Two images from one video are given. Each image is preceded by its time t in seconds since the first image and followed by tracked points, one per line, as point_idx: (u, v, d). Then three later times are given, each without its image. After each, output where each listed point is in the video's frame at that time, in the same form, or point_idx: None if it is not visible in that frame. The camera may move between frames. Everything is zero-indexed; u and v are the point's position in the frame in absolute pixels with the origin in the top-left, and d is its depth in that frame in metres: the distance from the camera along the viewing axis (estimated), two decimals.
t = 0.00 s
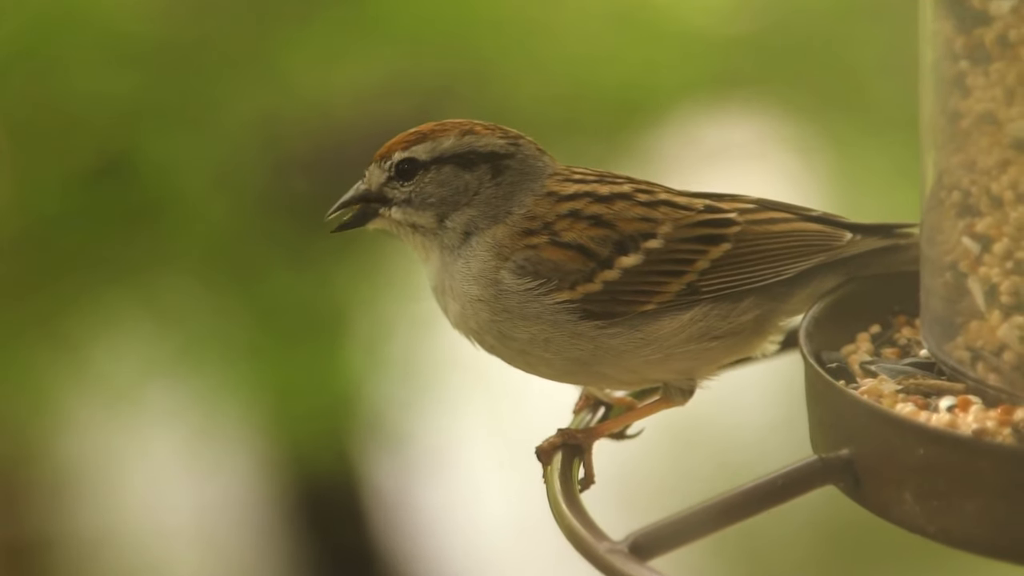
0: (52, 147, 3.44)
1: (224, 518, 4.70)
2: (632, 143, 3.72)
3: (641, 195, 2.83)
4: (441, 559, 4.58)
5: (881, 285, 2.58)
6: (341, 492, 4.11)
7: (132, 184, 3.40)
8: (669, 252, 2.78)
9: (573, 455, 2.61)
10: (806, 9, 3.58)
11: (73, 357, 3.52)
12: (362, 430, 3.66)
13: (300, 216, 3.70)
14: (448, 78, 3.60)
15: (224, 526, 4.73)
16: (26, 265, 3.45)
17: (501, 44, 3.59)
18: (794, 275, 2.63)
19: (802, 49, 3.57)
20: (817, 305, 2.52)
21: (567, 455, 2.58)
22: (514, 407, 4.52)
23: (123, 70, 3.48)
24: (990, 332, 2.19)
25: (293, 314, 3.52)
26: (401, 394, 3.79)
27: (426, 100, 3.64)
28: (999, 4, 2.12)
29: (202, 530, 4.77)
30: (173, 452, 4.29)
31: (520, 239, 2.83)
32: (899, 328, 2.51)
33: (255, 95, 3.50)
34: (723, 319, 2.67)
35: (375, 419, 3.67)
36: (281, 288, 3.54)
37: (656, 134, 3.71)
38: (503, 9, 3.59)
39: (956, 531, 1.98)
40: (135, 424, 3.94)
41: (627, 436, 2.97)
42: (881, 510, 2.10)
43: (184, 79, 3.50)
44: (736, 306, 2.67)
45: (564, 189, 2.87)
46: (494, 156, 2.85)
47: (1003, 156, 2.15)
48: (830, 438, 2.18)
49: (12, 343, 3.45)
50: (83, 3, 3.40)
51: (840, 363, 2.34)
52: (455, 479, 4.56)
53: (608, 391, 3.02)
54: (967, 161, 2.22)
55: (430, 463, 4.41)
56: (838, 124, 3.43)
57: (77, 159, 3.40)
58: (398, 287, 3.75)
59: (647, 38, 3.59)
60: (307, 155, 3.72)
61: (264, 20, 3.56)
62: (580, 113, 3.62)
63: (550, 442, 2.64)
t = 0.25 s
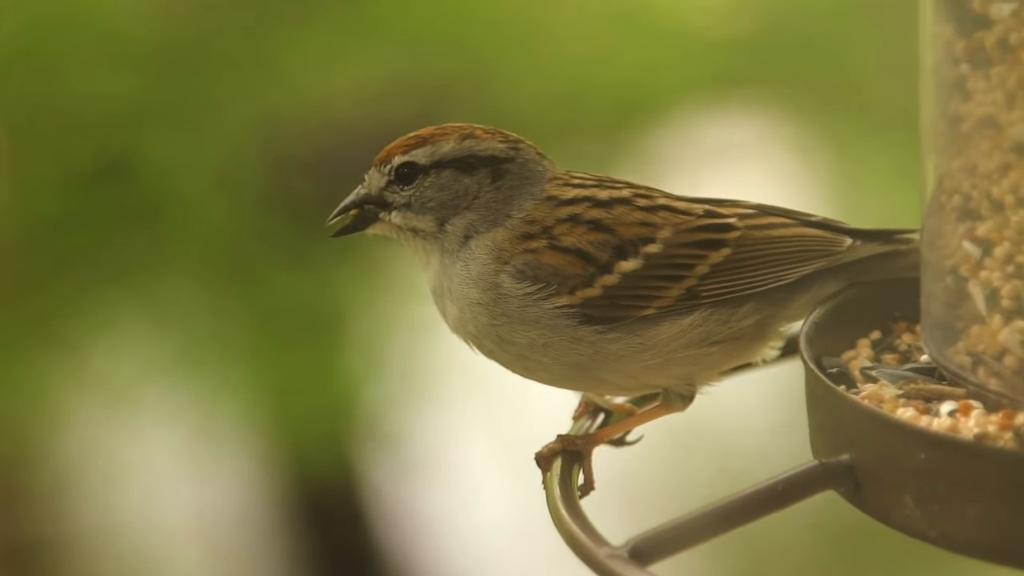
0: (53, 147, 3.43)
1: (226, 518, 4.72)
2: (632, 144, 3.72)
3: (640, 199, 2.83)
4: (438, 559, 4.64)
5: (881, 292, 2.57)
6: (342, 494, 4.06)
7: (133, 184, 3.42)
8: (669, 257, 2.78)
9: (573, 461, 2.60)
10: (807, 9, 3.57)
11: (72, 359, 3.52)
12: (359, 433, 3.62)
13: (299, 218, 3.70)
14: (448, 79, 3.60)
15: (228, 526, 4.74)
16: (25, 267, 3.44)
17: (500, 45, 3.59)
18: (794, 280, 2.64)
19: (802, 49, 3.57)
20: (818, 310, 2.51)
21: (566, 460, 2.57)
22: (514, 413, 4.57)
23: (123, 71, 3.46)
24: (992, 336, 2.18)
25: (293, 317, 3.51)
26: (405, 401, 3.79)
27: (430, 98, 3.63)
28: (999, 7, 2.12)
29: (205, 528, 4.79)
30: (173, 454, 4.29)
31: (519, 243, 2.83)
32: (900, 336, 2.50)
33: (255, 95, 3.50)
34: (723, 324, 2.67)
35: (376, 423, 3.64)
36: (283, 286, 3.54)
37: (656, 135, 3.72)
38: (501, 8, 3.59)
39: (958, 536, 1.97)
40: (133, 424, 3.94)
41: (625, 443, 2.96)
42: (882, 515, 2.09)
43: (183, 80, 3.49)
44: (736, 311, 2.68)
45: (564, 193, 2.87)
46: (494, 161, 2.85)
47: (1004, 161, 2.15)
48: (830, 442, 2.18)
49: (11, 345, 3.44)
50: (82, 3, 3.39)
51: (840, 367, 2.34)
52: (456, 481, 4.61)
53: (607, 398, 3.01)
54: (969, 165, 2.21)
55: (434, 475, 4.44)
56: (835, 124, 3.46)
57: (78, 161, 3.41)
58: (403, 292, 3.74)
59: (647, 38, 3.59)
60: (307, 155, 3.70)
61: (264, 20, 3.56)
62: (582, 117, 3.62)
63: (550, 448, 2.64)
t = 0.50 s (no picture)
0: (52, 146, 3.42)
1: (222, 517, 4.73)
2: (633, 143, 3.72)
3: (642, 206, 2.83)
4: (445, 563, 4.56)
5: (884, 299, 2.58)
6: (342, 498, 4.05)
7: (132, 184, 3.41)
8: (670, 264, 2.78)
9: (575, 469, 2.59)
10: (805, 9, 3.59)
11: (71, 360, 3.51)
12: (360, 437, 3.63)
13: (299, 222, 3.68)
14: (448, 81, 3.58)
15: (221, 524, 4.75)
16: (25, 269, 3.43)
17: (500, 45, 3.58)
18: (797, 287, 2.64)
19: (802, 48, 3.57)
20: (821, 317, 2.50)
21: (569, 469, 2.56)
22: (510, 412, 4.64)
23: (123, 71, 3.46)
24: (996, 342, 2.18)
25: (294, 320, 3.50)
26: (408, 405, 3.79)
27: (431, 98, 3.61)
28: (1004, 11, 2.11)
29: (203, 531, 4.78)
30: (169, 452, 4.30)
31: (520, 250, 2.82)
32: (903, 343, 2.50)
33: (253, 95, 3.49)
34: (725, 332, 2.67)
35: (376, 426, 3.65)
36: (281, 289, 3.52)
37: (656, 135, 3.73)
38: (500, 8, 3.58)
39: (962, 541, 1.97)
40: (134, 423, 3.93)
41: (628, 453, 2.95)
42: (885, 522, 2.09)
43: (183, 80, 3.49)
44: (738, 318, 2.67)
45: (565, 200, 2.86)
46: (496, 165, 2.84)
47: (1007, 165, 2.14)
48: (834, 449, 2.18)
49: (10, 347, 3.44)
50: (82, 3, 3.39)
51: (843, 376, 2.33)
52: (457, 481, 4.61)
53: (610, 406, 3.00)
54: (971, 170, 2.21)
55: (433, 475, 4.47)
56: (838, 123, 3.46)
57: (77, 163, 3.41)
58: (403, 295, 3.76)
59: (646, 39, 3.59)
60: (308, 155, 3.68)
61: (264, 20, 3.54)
62: (578, 115, 3.60)
63: (552, 457, 2.63)
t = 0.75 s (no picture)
0: (53, 146, 3.42)
1: (222, 517, 4.73)
2: (634, 143, 3.69)
3: (651, 215, 2.85)
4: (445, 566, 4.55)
5: (889, 308, 2.58)
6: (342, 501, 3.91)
7: (132, 185, 3.42)
8: (680, 274, 2.81)
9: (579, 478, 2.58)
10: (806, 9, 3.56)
11: (71, 361, 3.50)
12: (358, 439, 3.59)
13: (299, 222, 3.67)
14: (448, 79, 3.59)
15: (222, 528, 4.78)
16: (25, 270, 3.42)
17: (500, 45, 3.56)
18: (806, 298, 2.66)
19: (802, 48, 3.56)
20: (826, 327, 2.49)
21: (573, 478, 2.56)
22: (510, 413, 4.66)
23: (123, 71, 3.46)
24: (1002, 349, 2.17)
25: (296, 324, 3.50)
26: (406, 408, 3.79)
27: (430, 100, 3.62)
28: (1010, 15, 2.12)
29: (204, 531, 4.82)
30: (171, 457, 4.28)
31: (527, 257, 2.82)
32: (909, 352, 2.49)
33: (252, 95, 3.48)
34: (733, 342, 2.69)
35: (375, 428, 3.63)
36: (281, 292, 3.52)
37: (657, 138, 3.71)
38: (499, 8, 3.56)
39: (968, 549, 1.96)
40: (134, 425, 3.89)
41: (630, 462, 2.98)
42: (891, 530, 2.08)
43: (183, 81, 3.48)
44: (747, 329, 2.70)
45: (572, 208, 2.88)
46: (472, 160, 2.95)
47: (1014, 171, 2.13)
48: (840, 457, 2.16)
49: (9, 349, 3.42)
50: (82, 3, 3.39)
51: (849, 383, 2.34)
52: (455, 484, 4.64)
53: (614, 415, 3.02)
54: (978, 176, 2.20)
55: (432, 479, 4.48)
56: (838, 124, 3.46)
57: (75, 163, 3.41)
58: (399, 298, 3.80)
59: (646, 39, 3.58)
60: (307, 156, 3.67)
61: (264, 22, 3.54)
62: (577, 115, 3.60)
63: (557, 465, 2.64)
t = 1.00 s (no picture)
0: (52, 145, 3.42)
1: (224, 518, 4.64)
2: (633, 144, 3.70)
3: (653, 223, 2.82)
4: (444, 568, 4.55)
5: (896, 317, 2.55)
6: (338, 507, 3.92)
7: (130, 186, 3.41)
8: (683, 281, 2.78)
9: (586, 488, 2.57)
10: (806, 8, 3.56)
11: (71, 360, 3.52)
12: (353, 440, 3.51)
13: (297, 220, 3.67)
14: (448, 78, 3.58)
15: (220, 529, 4.70)
16: (25, 271, 3.43)
17: (500, 45, 3.55)
18: (813, 303, 2.65)
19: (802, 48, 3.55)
20: (833, 337, 2.46)
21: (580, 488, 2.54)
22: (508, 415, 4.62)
23: (123, 71, 3.45)
24: (1011, 355, 2.17)
25: (297, 326, 3.50)
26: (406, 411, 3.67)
27: (430, 100, 3.62)
28: (1018, 22, 2.11)
29: (203, 535, 4.76)
30: (171, 462, 4.22)
31: (528, 266, 2.78)
32: (917, 362, 2.47)
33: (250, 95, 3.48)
34: (739, 349, 2.66)
35: (369, 428, 3.54)
36: (282, 294, 3.52)
37: (657, 136, 3.72)
38: (499, 8, 3.56)
39: (978, 559, 1.95)
40: (132, 428, 3.90)
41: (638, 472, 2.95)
42: (901, 539, 2.07)
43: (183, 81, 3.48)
44: (752, 335, 2.68)
45: (572, 217, 2.85)
46: (471, 171, 2.94)
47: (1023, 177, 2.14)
48: (848, 464, 2.15)
49: (10, 350, 3.44)
50: (81, 3, 3.38)
51: (856, 392, 2.32)
52: (458, 487, 4.59)
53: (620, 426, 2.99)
54: (986, 182, 2.19)
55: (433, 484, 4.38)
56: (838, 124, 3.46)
57: (76, 163, 3.41)
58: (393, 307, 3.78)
59: (646, 38, 3.56)
60: (306, 156, 3.66)
61: (263, 22, 3.54)
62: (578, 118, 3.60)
63: (563, 476, 2.63)
